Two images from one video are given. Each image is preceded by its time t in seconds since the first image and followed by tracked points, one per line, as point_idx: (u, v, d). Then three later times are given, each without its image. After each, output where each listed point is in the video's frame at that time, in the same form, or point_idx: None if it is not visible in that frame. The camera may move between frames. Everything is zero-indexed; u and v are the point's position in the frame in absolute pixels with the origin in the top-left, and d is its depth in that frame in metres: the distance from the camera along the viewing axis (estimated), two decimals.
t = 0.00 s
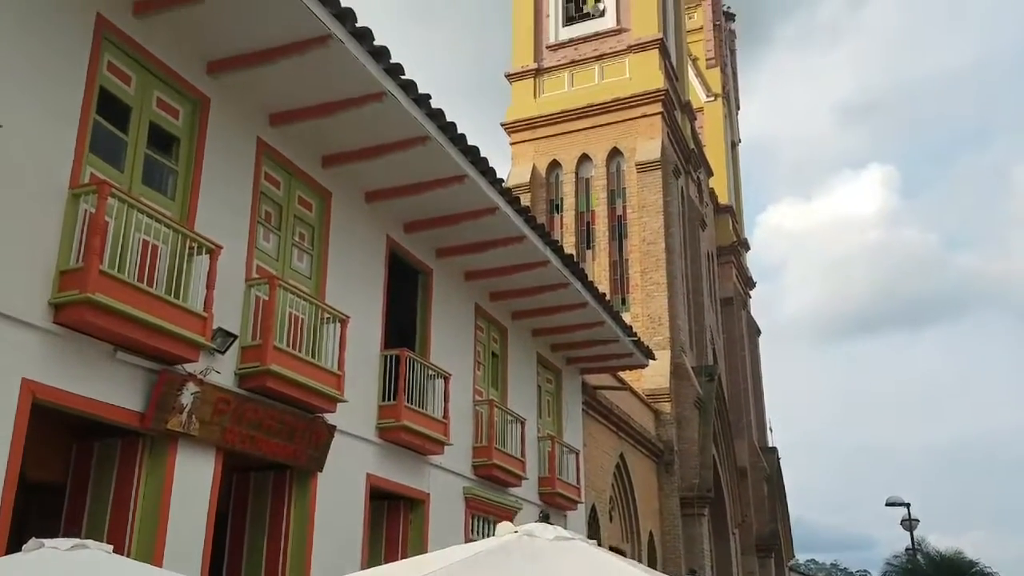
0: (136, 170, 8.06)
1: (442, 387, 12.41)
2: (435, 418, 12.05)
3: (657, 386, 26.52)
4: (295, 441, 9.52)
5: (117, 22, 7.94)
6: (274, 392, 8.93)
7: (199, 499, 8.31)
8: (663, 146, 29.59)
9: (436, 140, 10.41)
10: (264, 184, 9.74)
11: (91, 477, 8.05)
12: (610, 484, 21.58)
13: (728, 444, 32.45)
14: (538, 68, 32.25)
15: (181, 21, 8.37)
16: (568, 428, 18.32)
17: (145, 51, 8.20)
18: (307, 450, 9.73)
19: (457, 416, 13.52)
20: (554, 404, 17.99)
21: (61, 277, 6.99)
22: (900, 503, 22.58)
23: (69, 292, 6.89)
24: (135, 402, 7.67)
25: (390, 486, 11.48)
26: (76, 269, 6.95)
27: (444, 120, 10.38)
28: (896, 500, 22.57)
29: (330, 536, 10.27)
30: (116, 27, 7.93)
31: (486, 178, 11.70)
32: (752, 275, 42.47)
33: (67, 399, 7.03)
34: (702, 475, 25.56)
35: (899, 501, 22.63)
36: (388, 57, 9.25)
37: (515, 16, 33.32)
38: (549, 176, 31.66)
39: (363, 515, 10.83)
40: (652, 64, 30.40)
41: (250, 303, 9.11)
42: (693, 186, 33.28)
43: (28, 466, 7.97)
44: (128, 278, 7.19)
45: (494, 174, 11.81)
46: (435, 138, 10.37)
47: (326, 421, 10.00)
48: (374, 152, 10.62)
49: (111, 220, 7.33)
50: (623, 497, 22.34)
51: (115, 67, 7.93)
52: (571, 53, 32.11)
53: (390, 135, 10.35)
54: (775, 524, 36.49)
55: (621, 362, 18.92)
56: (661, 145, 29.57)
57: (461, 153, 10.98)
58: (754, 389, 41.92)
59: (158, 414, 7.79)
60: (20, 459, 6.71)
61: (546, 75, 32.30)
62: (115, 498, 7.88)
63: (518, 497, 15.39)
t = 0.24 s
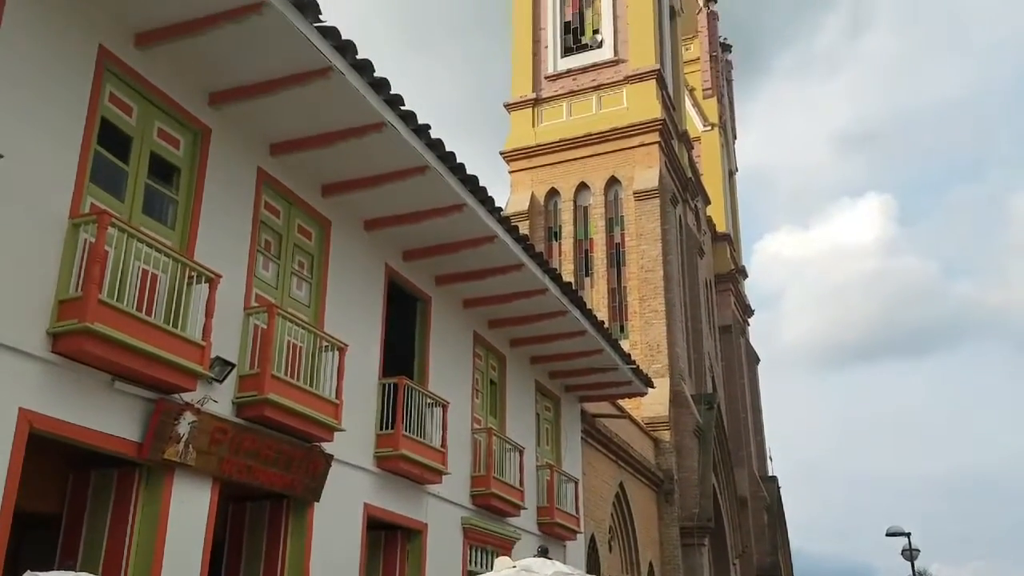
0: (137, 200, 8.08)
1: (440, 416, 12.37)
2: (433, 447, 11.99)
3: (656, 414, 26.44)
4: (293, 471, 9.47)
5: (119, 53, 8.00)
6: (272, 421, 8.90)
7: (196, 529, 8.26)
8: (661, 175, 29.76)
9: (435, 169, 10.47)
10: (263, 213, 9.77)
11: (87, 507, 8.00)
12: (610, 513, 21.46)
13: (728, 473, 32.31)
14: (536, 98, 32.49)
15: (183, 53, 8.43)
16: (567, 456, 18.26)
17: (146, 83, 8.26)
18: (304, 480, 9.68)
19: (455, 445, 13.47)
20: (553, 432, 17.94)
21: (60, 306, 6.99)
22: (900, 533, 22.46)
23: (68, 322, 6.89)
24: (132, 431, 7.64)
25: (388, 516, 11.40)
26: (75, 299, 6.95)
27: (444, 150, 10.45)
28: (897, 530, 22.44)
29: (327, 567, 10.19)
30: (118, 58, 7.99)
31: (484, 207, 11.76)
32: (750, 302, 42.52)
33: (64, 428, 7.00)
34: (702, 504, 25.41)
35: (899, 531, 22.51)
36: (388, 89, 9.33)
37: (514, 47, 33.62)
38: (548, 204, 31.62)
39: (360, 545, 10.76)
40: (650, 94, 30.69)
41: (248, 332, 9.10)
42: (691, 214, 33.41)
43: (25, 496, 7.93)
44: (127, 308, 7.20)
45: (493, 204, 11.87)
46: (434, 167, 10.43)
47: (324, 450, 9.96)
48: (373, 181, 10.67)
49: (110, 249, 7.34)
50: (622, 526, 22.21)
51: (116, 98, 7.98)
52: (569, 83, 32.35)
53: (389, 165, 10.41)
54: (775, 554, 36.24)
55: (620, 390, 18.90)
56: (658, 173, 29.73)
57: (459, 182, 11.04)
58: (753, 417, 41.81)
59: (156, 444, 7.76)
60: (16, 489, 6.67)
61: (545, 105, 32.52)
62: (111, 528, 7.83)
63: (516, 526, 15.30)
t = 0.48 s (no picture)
0: (135, 232, 8.11)
1: (436, 448, 12.32)
2: (429, 479, 11.93)
3: (654, 446, 26.33)
4: (287, 504, 9.42)
5: (120, 88, 8.08)
6: (267, 454, 8.86)
7: (189, 563, 8.20)
8: (657, 207, 29.90)
9: (433, 202, 10.52)
10: (262, 245, 9.80)
11: (80, 540, 7.94)
12: (608, 546, 21.30)
13: (726, 506, 32.12)
14: (533, 130, 32.72)
15: (183, 88, 8.50)
16: (564, 489, 18.17)
17: (147, 117, 8.33)
18: (299, 513, 9.62)
19: (451, 477, 13.40)
20: (551, 464, 17.86)
21: (57, 338, 7.00)
22: (899, 566, 22.31)
23: (64, 354, 6.89)
24: (127, 464, 7.61)
25: (383, 550, 11.32)
26: (72, 331, 6.95)
27: (441, 183, 10.51)
28: (896, 563, 22.29)
29: None
30: (118, 92, 8.05)
31: (482, 239, 11.81)
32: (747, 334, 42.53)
33: (58, 461, 6.97)
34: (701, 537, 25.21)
35: (898, 564, 22.35)
36: (387, 123, 9.41)
37: (511, 80, 33.92)
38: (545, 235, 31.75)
39: None
40: (646, 127, 30.93)
41: (245, 364, 9.09)
42: (687, 246, 33.51)
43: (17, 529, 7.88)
44: (124, 341, 7.20)
45: (490, 236, 11.92)
46: (432, 200, 10.48)
47: (319, 483, 9.91)
48: (371, 213, 10.71)
49: (108, 282, 7.36)
50: (621, 559, 22.05)
51: (117, 132, 8.04)
52: (566, 116, 32.59)
53: (387, 197, 10.46)
54: None
55: (617, 422, 18.85)
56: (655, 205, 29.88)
57: (457, 215, 11.09)
58: (751, 449, 41.67)
59: (150, 477, 7.72)
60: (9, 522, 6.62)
61: (542, 137, 32.73)
62: (104, 562, 7.77)
63: (513, 560, 15.19)
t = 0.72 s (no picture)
0: (134, 261, 8.13)
1: (433, 478, 12.27)
2: (425, 509, 11.87)
3: (652, 476, 26.20)
4: (282, 535, 9.37)
5: (122, 118, 8.14)
6: (263, 483, 8.82)
7: None
8: (655, 236, 30.00)
9: (432, 231, 10.56)
10: (260, 274, 9.83)
11: (74, 570, 7.90)
12: None
13: (725, 538, 31.93)
14: (532, 160, 32.92)
15: (184, 118, 8.56)
16: (562, 519, 18.08)
17: (148, 146, 8.39)
18: (293, 544, 9.57)
19: (448, 507, 13.34)
20: (548, 494, 17.78)
21: (54, 367, 7.00)
22: None
23: (61, 383, 6.88)
24: (122, 494, 7.59)
25: None
26: (69, 360, 6.96)
27: (440, 212, 10.56)
28: None
29: None
30: (120, 123, 8.12)
31: (480, 268, 11.85)
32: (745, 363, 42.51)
33: (53, 490, 6.94)
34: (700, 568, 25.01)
35: None
36: (386, 153, 9.46)
37: (510, 111, 34.18)
38: (543, 263, 31.84)
39: None
40: (644, 157, 31.13)
41: (241, 392, 9.09)
42: (685, 275, 33.58)
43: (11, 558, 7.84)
44: (121, 370, 7.19)
45: (488, 264, 11.95)
46: (431, 229, 10.52)
47: (314, 514, 9.86)
48: (370, 242, 10.75)
49: (106, 310, 7.37)
50: None
51: (118, 161, 8.09)
52: (565, 146, 32.80)
53: (386, 226, 10.50)
54: None
55: (615, 451, 18.80)
56: (653, 234, 29.98)
57: (455, 243, 11.13)
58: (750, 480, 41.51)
59: (144, 507, 7.69)
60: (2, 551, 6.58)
61: (540, 167, 32.93)
62: None
63: None
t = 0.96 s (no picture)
0: (131, 285, 8.12)
1: (428, 503, 12.19)
2: (420, 536, 11.77)
3: (649, 502, 26.06)
4: (275, 561, 9.29)
5: (120, 142, 8.16)
6: (256, 509, 8.75)
7: None
8: (652, 261, 30.07)
9: (429, 255, 10.57)
10: (257, 297, 9.82)
11: None
12: None
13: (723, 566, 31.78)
14: (529, 185, 33.03)
15: (183, 143, 8.59)
16: (557, 545, 17.98)
17: (146, 170, 8.41)
18: (286, 570, 9.49)
19: (443, 534, 13.26)
20: (545, 520, 17.68)
21: (48, 390, 6.97)
22: None
23: (54, 407, 6.85)
24: (114, 519, 7.54)
25: None
26: (63, 384, 6.93)
27: (437, 236, 10.58)
28: None
29: None
30: (119, 147, 8.15)
31: (477, 293, 11.85)
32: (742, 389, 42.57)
33: (45, 515, 6.90)
34: None
35: None
36: (384, 178, 9.50)
37: (508, 136, 34.36)
38: (540, 287, 31.80)
39: None
40: (640, 184, 31.29)
41: (236, 417, 9.05)
42: (682, 300, 33.60)
43: None
44: (115, 394, 7.16)
45: (485, 289, 11.96)
46: (428, 253, 10.53)
47: (308, 540, 9.79)
48: (367, 267, 10.75)
49: (101, 334, 7.35)
50: None
51: (115, 185, 8.11)
52: (562, 172, 32.94)
53: (383, 251, 10.51)
54: None
55: (611, 478, 18.74)
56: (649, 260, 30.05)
57: (452, 268, 11.14)
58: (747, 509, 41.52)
59: (137, 532, 7.64)
60: None
61: (538, 192, 33.03)
62: None
63: None
